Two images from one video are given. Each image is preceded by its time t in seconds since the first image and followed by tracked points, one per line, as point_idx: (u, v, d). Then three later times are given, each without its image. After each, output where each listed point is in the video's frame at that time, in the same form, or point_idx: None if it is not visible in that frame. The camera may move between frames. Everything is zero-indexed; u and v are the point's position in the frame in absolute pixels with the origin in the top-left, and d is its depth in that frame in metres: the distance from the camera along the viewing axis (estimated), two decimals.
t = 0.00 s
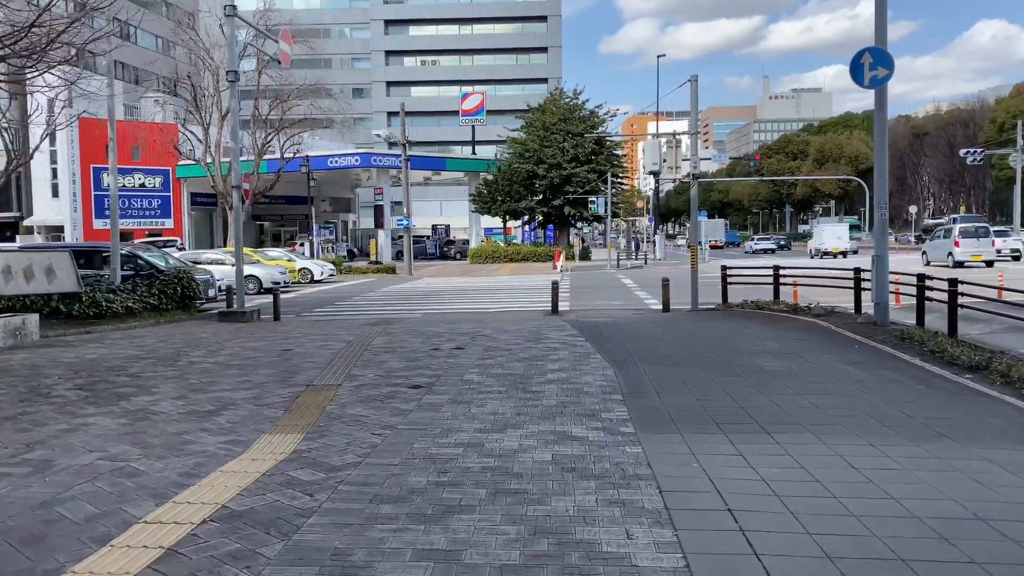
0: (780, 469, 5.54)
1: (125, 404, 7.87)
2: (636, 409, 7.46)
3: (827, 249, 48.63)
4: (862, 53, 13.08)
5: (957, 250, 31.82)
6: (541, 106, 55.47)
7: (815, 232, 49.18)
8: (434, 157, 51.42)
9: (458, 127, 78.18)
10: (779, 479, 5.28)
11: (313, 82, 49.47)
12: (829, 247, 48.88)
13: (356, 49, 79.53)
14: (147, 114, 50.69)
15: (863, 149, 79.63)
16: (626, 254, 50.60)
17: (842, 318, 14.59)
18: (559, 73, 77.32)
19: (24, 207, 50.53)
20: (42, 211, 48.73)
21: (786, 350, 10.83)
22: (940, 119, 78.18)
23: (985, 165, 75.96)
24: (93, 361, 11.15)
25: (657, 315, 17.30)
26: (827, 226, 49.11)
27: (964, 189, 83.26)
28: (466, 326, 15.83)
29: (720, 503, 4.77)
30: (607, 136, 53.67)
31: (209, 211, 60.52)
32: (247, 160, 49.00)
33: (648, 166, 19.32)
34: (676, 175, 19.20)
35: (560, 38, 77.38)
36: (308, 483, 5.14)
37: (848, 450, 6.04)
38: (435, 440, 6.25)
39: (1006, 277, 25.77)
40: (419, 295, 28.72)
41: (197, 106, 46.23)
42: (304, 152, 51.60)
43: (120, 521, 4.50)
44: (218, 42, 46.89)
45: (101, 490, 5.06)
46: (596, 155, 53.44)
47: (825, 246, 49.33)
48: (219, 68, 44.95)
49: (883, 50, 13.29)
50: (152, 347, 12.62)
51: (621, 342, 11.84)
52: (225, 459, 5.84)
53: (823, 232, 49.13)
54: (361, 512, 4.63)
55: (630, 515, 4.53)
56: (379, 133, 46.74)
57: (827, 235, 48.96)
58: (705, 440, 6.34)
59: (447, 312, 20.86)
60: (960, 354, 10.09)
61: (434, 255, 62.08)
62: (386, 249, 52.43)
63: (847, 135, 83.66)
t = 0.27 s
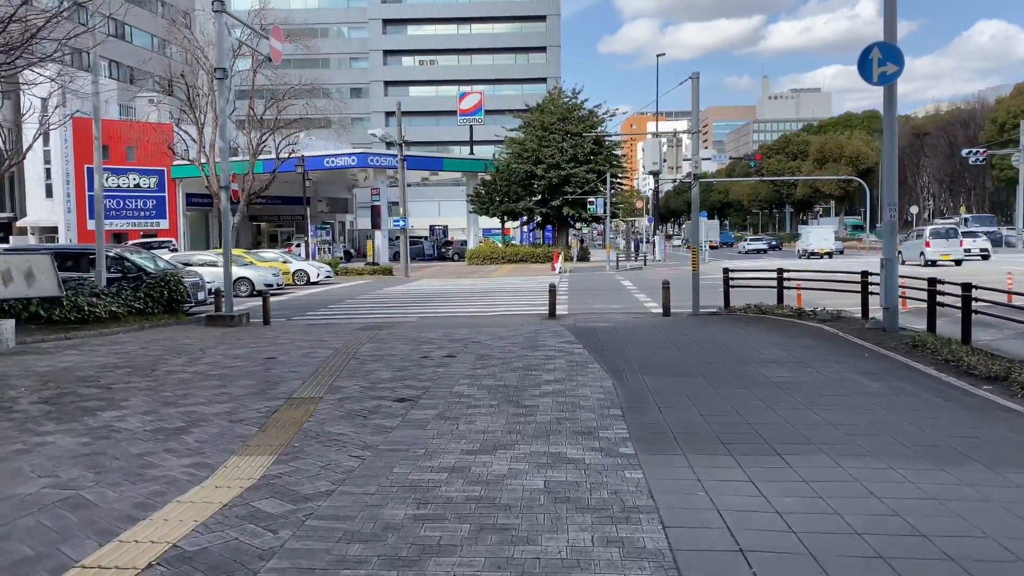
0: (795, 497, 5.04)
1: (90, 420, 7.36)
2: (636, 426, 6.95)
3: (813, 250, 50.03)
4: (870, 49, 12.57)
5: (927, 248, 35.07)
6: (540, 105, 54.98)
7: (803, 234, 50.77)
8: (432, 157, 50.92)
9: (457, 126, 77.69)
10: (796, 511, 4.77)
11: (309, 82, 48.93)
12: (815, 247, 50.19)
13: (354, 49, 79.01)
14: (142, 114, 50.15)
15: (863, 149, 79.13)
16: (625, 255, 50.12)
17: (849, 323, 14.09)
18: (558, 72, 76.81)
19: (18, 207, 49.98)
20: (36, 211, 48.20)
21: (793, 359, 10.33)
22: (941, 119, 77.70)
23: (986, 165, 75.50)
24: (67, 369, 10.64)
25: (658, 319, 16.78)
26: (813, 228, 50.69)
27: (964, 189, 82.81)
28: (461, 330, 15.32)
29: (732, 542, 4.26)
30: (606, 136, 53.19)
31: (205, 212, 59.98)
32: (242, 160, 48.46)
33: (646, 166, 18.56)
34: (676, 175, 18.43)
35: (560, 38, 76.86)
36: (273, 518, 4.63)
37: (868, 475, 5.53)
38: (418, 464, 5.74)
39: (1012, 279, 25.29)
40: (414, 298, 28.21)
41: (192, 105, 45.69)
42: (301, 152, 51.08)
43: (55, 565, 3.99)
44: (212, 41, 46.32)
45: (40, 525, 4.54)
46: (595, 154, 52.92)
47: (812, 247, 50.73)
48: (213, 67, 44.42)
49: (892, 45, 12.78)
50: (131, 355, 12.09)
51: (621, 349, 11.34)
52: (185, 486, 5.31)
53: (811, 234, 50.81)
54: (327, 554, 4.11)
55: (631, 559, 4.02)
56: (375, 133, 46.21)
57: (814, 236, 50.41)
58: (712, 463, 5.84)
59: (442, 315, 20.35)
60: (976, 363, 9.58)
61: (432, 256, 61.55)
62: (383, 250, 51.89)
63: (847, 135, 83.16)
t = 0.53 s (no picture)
0: (812, 517, 4.53)
1: (48, 428, 6.84)
2: (636, 435, 6.44)
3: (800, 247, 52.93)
4: (879, 37, 12.06)
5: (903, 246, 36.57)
6: (538, 103, 54.51)
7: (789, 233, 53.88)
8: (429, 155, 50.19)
9: (454, 125, 77.25)
10: (813, 533, 4.27)
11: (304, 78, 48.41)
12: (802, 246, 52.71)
13: (351, 47, 78.47)
14: (135, 111, 49.56)
15: (863, 147, 78.70)
16: (623, 254, 49.70)
17: (855, 323, 13.61)
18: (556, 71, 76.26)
19: (10, 205, 49.40)
20: (29, 211, 47.55)
21: (800, 361, 9.82)
22: (941, 118, 77.28)
23: (986, 164, 75.10)
24: (37, 372, 10.12)
25: (658, 319, 16.28)
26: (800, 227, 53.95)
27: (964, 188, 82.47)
28: (454, 330, 14.82)
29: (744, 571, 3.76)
30: (605, 133, 52.71)
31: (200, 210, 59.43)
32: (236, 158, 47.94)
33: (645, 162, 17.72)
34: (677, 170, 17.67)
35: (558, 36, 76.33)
36: (229, 543, 4.12)
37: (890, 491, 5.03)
38: (396, 478, 5.24)
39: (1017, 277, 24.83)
40: (409, 297, 27.73)
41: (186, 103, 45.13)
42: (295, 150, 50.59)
43: None
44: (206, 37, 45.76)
45: None
46: (593, 152, 52.42)
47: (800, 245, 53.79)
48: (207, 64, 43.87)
49: (901, 33, 12.27)
50: (108, 357, 11.55)
51: (619, 351, 10.82)
52: (136, 505, 4.80)
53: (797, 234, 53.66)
54: None
55: None
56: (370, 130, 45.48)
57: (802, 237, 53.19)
58: (718, 476, 5.34)
59: (435, 314, 19.87)
60: (994, 365, 9.08)
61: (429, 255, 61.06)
62: (380, 249, 51.39)
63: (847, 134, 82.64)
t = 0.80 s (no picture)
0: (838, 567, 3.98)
1: None
2: (637, 459, 5.91)
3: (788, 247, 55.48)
4: (889, 32, 11.55)
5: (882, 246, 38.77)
6: (536, 102, 53.97)
7: (776, 235, 57.23)
8: (426, 155, 49.58)
9: (451, 125, 76.66)
10: None
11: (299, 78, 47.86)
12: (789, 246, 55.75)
13: (347, 47, 77.88)
14: (128, 111, 48.96)
15: (863, 148, 78.16)
16: (622, 255, 49.18)
17: (863, 330, 13.11)
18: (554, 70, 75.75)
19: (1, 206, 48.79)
20: (20, 212, 46.83)
21: (809, 372, 9.30)
22: (940, 118, 76.76)
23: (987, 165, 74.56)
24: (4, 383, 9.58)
25: (659, 325, 15.76)
26: (787, 229, 57.33)
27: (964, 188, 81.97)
28: (447, 336, 14.28)
29: None
30: (603, 133, 52.15)
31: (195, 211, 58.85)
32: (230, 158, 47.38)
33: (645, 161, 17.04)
34: (676, 170, 17.06)
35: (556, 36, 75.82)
36: None
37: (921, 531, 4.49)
38: (370, 514, 4.72)
39: None
40: (403, 300, 27.21)
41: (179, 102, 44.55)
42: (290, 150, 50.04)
43: None
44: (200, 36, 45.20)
45: None
46: (591, 153, 51.88)
47: (787, 246, 57.14)
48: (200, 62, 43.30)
49: (913, 27, 11.75)
50: (83, 367, 11.02)
51: (619, 360, 10.28)
52: (74, 549, 4.26)
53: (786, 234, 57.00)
54: None
55: None
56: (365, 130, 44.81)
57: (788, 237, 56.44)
58: (728, 512, 4.79)
59: (429, 319, 19.35)
60: (1015, 378, 8.55)
61: (426, 256, 60.46)
62: (376, 250, 50.76)
63: (846, 134, 82.07)
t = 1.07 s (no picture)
0: None
1: None
2: (642, 478, 5.37)
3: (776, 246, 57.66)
4: (902, 20, 11.02)
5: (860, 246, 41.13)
6: (534, 100, 53.44)
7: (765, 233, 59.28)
8: (422, 153, 49.02)
9: (449, 124, 76.17)
10: None
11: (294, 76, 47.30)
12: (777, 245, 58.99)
13: (344, 45, 77.32)
14: (121, 109, 48.35)
15: (862, 147, 77.69)
16: (621, 255, 48.63)
17: (873, 331, 12.59)
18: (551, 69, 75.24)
19: None
20: (9, 209, 45.92)
21: (821, 377, 8.78)
22: (940, 116, 76.42)
23: (986, 164, 74.16)
24: None
25: (660, 326, 15.21)
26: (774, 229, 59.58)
27: (963, 188, 81.64)
28: (440, 338, 13.73)
29: None
30: (601, 131, 51.61)
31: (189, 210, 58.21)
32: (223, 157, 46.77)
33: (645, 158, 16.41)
34: (677, 166, 16.46)
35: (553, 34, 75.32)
36: None
37: (963, 565, 3.97)
38: (342, 545, 4.19)
39: None
40: (398, 300, 26.66)
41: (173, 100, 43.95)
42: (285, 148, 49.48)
43: None
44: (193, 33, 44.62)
45: None
46: (590, 151, 51.33)
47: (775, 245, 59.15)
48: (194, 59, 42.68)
49: (926, 15, 11.21)
50: (54, 372, 10.43)
51: (620, 364, 9.74)
52: None
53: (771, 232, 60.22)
54: None
55: None
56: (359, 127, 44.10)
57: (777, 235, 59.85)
58: (741, 542, 4.27)
59: (423, 320, 18.82)
60: None
61: (422, 255, 59.86)
62: (372, 249, 50.18)
63: (844, 133, 81.53)
